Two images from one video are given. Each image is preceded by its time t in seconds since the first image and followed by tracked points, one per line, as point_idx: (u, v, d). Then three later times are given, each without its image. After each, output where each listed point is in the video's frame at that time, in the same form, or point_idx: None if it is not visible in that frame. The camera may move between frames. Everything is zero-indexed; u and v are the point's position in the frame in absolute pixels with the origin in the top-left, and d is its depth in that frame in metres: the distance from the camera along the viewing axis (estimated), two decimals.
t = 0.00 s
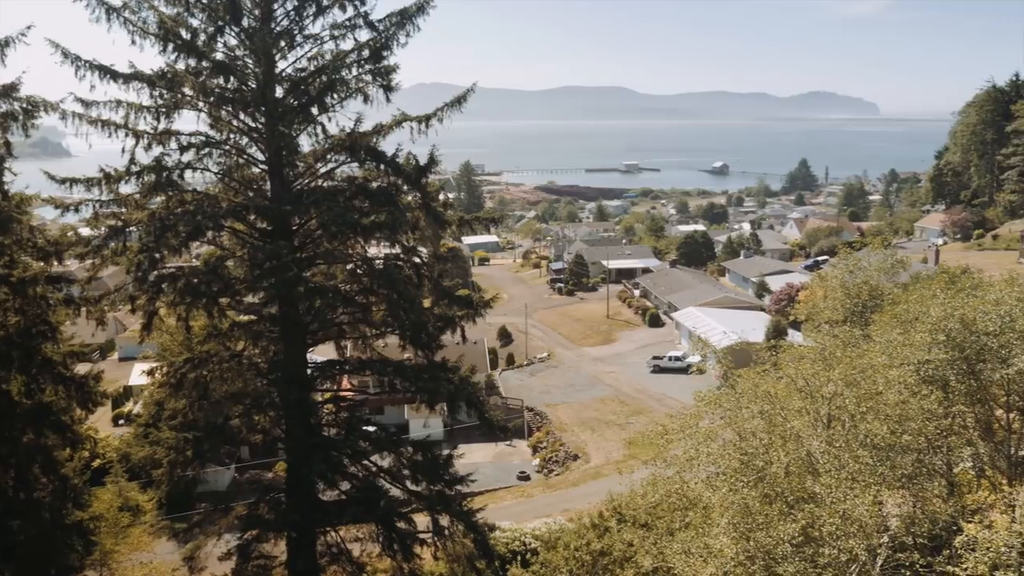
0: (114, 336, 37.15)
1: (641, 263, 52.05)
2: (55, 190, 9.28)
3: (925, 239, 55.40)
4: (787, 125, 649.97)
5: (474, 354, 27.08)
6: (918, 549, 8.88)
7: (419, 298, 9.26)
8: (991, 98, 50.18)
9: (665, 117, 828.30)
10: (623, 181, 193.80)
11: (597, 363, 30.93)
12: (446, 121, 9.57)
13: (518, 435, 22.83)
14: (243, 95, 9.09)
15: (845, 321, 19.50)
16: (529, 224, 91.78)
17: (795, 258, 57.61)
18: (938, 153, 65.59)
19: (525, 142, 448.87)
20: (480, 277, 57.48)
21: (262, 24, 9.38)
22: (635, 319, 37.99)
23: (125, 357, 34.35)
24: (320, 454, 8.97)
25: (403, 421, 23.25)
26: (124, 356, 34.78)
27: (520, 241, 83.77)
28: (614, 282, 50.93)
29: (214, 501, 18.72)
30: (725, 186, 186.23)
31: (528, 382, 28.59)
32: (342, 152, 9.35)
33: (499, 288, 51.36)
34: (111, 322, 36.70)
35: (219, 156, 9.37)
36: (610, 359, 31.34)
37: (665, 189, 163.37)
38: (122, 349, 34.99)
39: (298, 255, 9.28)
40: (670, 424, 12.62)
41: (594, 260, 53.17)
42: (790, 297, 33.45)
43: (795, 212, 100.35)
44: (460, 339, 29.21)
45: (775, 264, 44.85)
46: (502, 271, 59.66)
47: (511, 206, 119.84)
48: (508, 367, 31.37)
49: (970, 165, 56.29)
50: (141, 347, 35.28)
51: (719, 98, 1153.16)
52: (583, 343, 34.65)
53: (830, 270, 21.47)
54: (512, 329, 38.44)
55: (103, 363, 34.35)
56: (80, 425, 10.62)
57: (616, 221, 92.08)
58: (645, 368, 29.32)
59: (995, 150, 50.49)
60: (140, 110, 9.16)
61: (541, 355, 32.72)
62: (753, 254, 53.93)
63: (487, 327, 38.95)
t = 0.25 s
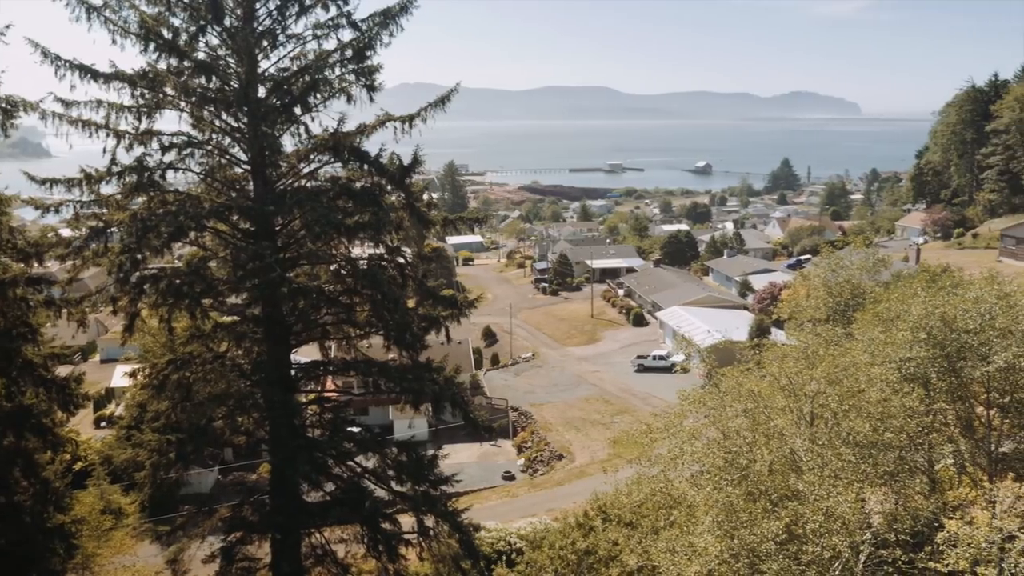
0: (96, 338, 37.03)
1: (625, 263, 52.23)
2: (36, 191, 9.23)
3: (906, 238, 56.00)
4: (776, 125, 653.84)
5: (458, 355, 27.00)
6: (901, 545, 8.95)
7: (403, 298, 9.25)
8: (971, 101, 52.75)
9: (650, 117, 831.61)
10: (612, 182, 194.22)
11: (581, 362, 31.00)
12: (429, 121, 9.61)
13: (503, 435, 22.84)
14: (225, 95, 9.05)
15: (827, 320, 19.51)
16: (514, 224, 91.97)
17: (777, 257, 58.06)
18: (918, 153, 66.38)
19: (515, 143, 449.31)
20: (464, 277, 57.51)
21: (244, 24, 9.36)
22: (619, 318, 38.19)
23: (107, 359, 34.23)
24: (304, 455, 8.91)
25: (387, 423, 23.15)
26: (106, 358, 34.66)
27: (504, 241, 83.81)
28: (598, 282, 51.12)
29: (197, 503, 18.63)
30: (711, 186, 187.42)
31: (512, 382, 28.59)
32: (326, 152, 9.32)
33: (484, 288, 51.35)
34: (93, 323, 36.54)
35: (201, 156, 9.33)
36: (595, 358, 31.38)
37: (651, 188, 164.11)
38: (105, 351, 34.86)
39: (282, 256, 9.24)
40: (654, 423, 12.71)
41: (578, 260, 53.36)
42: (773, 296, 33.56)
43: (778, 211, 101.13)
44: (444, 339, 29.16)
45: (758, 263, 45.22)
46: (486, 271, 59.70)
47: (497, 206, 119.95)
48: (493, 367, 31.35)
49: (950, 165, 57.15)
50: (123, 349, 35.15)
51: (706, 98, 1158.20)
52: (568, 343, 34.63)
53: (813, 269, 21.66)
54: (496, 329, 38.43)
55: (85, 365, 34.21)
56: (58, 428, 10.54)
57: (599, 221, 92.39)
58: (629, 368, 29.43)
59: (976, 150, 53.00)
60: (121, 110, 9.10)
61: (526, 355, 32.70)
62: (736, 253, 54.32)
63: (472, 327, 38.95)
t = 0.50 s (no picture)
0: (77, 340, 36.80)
1: (609, 263, 52.23)
2: (16, 191, 9.18)
3: (887, 237, 56.43)
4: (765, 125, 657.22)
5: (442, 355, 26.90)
6: (882, 541, 9.06)
7: (387, 298, 9.22)
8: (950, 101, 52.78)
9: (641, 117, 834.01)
10: (600, 182, 194.32)
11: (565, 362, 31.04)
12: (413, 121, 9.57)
13: (487, 435, 22.82)
14: (207, 95, 9.02)
15: (811, 319, 19.88)
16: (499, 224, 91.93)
17: (761, 256, 58.36)
18: (899, 153, 66.92)
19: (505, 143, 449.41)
20: (448, 277, 57.46)
21: (226, 23, 9.32)
22: (603, 318, 38.29)
23: (88, 361, 34.01)
24: (289, 456, 9.01)
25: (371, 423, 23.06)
26: (86, 360, 34.44)
27: (488, 241, 83.73)
28: (582, 282, 51.21)
29: (181, 506, 18.42)
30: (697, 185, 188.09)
31: (497, 382, 28.61)
32: (309, 152, 9.30)
33: (468, 288, 51.26)
34: (74, 325, 36.26)
35: (183, 157, 9.28)
36: (579, 358, 31.40)
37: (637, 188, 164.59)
38: (86, 353, 34.62)
39: (265, 256, 9.21)
40: (639, 421, 12.77)
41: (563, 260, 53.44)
42: (756, 295, 33.63)
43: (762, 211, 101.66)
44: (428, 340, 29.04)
45: (742, 262, 45.42)
46: (470, 271, 59.65)
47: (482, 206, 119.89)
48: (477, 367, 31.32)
49: (931, 164, 57.70)
50: (104, 351, 34.89)
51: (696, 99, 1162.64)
52: (552, 343, 34.64)
53: (795, 268, 21.76)
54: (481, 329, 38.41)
55: (66, 368, 33.97)
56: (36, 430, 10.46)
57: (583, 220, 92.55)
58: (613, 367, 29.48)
59: (955, 150, 53.83)
60: (102, 110, 9.06)
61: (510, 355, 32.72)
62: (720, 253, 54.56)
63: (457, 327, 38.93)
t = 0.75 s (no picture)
0: (58, 341, 36.48)
1: (594, 262, 52.35)
2: None
3: (869, 235, 56.91)
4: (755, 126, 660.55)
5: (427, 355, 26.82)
6: (866, 539, 9.13)
7: (372, 299, 9.21)
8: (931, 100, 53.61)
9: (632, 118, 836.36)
10: (589, 182, 194.46)
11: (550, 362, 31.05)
12: (397, 121, 9.59)
13: (473, 435, 22.79)
14: (190, 95, 8.97)
15: (794, 317, 20.04)
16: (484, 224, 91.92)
17: (745, 255, 58.68)
18: (881, 153, 67.57)
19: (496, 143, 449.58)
20: (433, 278, 57.35)
21: (209, 23, 9.28)
22: (588, 318, 38.39)
23: (69, 363, 33.75)
24: (274, 458, 9.16)
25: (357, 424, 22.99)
26: (68, 362, 34.18)
27: (473, 241, 83.73)
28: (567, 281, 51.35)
29: (164, 508, 18.33)
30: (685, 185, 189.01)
31: (482, 382, 28.61)
32: (293, 152, 9.31)
33: (453, 288, 51.20)
34: (55, 326, 35.94)
35: (166, 157, 9.22)
36: (564, 358, 31.46)
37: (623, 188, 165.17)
38: (68, 355, 34.36)
39: (249, 257, 9.17)
40: (624, 421, 12.83)
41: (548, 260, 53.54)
42: (740, 294, 33.73)
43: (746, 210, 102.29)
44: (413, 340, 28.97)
45: (726, 261, 45.60)
46: (455, 271, 59.66)
47: (468, 206, 119.84)
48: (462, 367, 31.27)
49: (912, 164, 58.19)
50: (86, 352, 34.66)
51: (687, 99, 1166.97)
52: (537, 343, 34.63)
53: (779, 267, 21.83)
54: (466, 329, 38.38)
55: (47, 370, 33.68)
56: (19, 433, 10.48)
57: (568, 220, 92.74)
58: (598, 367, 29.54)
59: (936, 150, 54.40)
60: (83, 110, 9.00)
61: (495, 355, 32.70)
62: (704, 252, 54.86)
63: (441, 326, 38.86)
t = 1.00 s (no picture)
0: (40, 343, 36.24)
1: (579, 262, 52.54)
2: None
3: (852, 234, 57.32)
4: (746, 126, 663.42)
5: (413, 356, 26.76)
6: (850, 537, 9.19)
7: (357, 299, 9.20)
8: (914, 99, 54.30)
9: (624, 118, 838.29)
10: (580, 182, 194.49)
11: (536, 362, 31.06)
12: (383, 120, 9.55)
13: (459, 435, 22.76)
14: (173, 95, 8.93)
15: (778, 316, 20.16)
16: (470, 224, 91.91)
17: (730, 254, 58.95)
18: (864, 153, 68.15)
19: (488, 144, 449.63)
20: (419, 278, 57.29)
21: (192, 22, 9.25)
22: (574, 317, 38.44)
23: (52, 364, 33.56)
24: (259, 460, 9.08)
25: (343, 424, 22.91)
26: (51, 363, 33.98)
27: (459, 241, 83.71)
28: (553, 281, 51.47)
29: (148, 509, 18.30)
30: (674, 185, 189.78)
31: (468, 382, 28.62)
32: (277, 152, 9.31)
33: (438, 288, 51.16)
34: (37, 328, 35.70)
35: (149, 157, 9.19)
36: (550, 358, 31.49)
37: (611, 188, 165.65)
38: (50, 356, 34.15)
39: (233, 257, 9.13)
40: (610, 421, 12.90)
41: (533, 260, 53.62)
42: (725, 293, 33.83)
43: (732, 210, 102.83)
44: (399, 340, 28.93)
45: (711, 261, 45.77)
46: (441, 271, 59.66)
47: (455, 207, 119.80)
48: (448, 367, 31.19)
49: (895, 163, 58.63)
50: (69, 354, 34.45)
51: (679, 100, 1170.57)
52: (524, 343, 34.63)
53: (764, 266, 21.91)
54: (452, 329, 38.35)
55: (29, 371, 33.45)
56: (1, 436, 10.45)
57: (554, 220, 92.96)
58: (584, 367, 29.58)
59: (919, 149, 54.94)
60: (66, 110, 8.95)
61: (481, 355, 32.66)
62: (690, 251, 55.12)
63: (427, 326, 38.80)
